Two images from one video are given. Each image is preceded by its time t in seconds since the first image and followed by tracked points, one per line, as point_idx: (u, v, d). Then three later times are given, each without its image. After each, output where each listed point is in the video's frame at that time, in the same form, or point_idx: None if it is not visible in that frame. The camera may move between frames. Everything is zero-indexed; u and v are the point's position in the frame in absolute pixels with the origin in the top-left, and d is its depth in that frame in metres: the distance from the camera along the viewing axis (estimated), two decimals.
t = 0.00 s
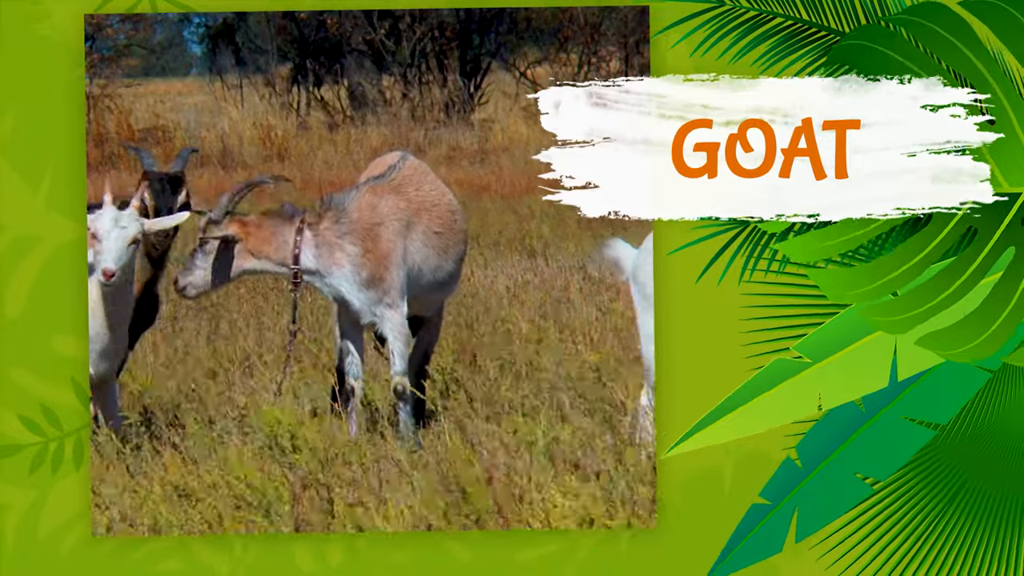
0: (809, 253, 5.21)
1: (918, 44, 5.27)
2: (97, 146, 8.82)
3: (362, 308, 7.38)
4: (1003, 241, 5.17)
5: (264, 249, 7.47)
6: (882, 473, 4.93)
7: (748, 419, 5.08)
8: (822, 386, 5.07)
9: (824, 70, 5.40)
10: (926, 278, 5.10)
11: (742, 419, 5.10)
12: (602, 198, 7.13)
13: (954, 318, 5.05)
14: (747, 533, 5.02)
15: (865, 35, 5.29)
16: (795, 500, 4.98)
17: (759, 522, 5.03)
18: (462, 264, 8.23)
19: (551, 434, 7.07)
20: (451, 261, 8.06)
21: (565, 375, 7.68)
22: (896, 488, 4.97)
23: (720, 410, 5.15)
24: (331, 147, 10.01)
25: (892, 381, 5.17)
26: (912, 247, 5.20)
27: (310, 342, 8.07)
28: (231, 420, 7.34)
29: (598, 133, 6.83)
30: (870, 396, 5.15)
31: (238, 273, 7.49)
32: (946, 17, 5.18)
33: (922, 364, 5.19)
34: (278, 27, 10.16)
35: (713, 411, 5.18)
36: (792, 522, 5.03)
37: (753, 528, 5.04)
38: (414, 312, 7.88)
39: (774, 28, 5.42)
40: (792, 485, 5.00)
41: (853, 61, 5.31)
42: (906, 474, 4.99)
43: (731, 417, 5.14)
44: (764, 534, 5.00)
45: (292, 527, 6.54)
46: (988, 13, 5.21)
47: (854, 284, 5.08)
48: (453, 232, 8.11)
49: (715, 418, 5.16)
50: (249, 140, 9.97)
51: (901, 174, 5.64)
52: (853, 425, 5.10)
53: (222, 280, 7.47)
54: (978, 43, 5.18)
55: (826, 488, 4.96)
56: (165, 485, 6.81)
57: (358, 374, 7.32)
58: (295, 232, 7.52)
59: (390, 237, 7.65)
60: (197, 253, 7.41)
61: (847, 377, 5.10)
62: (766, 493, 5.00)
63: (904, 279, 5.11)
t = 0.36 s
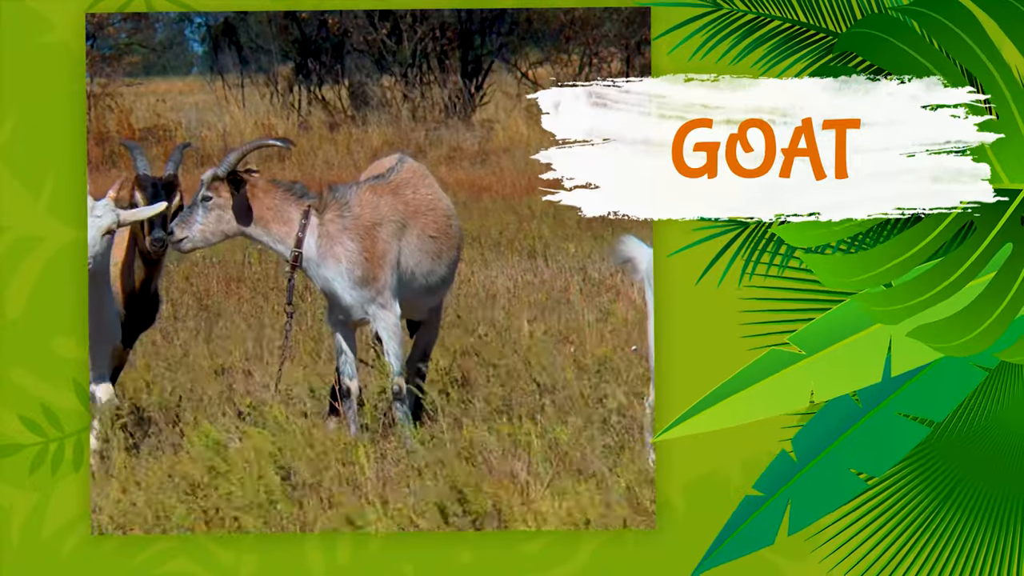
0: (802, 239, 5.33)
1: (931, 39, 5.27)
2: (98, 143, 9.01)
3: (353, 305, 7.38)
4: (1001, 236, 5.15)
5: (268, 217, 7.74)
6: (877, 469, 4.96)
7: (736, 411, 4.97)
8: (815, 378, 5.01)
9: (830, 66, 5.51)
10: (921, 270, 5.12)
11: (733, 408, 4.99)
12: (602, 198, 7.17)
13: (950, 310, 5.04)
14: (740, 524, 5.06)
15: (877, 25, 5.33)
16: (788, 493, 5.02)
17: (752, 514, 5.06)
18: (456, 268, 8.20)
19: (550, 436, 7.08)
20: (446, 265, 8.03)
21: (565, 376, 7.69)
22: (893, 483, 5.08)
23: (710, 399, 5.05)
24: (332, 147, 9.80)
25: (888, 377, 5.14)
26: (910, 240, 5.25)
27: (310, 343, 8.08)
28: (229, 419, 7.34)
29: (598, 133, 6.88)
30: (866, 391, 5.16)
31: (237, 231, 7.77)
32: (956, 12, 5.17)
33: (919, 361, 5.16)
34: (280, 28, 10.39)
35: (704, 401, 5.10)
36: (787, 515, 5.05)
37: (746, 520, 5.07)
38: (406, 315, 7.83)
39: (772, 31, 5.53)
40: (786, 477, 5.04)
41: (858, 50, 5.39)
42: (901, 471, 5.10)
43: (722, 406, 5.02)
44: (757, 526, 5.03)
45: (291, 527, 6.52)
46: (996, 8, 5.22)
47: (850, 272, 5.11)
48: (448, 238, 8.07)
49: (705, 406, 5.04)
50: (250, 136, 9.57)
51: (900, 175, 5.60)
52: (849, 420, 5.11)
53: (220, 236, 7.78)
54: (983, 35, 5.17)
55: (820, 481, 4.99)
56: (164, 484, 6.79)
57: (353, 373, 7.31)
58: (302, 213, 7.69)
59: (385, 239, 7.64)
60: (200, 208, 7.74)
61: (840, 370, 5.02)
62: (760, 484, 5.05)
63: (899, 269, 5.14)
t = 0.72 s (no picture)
0: (802, 240, 5.34)
1: (928, 37, 5.26)
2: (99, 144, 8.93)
3: (353, 306, 7.40)
4: (1001, 236, 5.14)
5: (268, 214, 7.81)
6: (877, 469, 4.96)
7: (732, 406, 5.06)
8: (812, 374, 5.04)
9: (827, 69, 5.46)
10: (920, 271, 5.08)
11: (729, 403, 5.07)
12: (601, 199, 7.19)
13: (951, 309, 5.01)
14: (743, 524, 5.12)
15: (875, 25, 5.30)
16: (789, 494, 5.05)
17: (754, 516, 5.12)
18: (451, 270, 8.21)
19: (550, 437, 7.07)
20: (442, 265, 8.06)
21: (565, 376, 7.67)
22: (893, 483, 5.06)
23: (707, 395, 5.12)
24: (333, 146, 9.99)
25: (888, 374, 5.14)
26: (909, 241, 5.23)
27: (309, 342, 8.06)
28: (228, 420, 7.33)
29: (599, 133, 6.81)
30: (866, 390, 5.16)
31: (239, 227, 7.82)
32: (955, 12, 5.18)
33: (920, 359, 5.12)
34: (280, 26, 10.28)
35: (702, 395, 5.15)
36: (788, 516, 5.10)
37: (748, 521, 5.13)
38: (401, 316, 7.84)
39: (768, 37, 5.46)
40: (786, 479, 5.08)
41: (858, 50, 5.36)
42: (901, 471, 5.08)
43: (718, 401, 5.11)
44: (759, 528, 5.09)
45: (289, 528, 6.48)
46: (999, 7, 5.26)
47: (848, 273, 5.11)
48: (444, 238, 8.10)
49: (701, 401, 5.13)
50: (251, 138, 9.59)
51: (900, 174, 5.66)
52: (850, 420, 5.12)
53: (223, 233, 7.83)
54: (983, 34, 5.17)
55: (821, 483, 5.02)
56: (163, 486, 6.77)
57: (351, 373, 7.36)
58: (302, 212, 7.76)
59: (383, 239, 7.66)
60: (201, 206, 7.79)
61: (838, 367, 5.04)
62: (761, 486, 5.09)
63: (899, 270, 5.11)
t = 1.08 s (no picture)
0: (810, 255, 5.28)
1: (924, 47, 5.35)
2: (98, 143, 8.91)
3: (351, 305, 7.41)
4: (1003, 240, 5.27)
5: (254, 223, 7.78)
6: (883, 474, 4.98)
7: (737, 411, 5.19)
8: (816, 378, 5.17)
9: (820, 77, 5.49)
10: (923, 281, 5.18)
11: (734, 408, 5.20)
12: (602, 198, 7.23)
13: (953, 318, 5.13)
14: (752, 535, 5.10)
15: (868, 38, 5.39)
16: (798, 502, 5.05)
17: (763, 524, 5.11)
18: (447, 270, 8.18)
19: (549, 436, 7.06)
20: (439, 263, 8.05)
21: (565, 376, 7.67)
22: (899, 488, 5.04)
23: (713, 401, 5.22)
24: (332, 146, 9.88)
25: (890, 378, 5.24)
26: (913, 248, 5.27)
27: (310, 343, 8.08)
28: (228, 417, 7.32)
29: (598, 133, 6.96)
30: (869, 395, 5.19)
31: (221, 240, 7.83)
32: (947, 18, 5.29)
33: (919, 362, 5.25)
34: (282, 26, 10.47)
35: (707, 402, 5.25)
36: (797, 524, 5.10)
37: (758, 529, 5.12)
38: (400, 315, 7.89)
39: (764, 43, 5.46)
40: (794, 487, 5.08)
41: (852, 62, 5.43)
42: (906, 475, 5.06)
43: (724, 409, 5.22)
44: (769, 537, 5.08)
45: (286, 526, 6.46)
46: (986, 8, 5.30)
47: (854, 284, 5.11)
48: (441, 237, 8.09)
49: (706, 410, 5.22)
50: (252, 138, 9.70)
51: (900, 175, 5.55)
52: (856, 424, 5.13)
53: (208, 245, 7.81)
54: (977, 40, 5.29)
55: (828, 490, 5.03)
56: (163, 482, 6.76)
57: (349, 373, 7.38)
58: (291, 217, 7.73)
59: (378, 238, 7.65)
60: (185, 219, 7.73)
61: (841, 372, 5.19)
62: (769, 496, 5.09)
63: (903, 280, 5.18)
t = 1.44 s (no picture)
0: (814, 275, 5.23)
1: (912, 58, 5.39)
2: (99, 142, 8.90)
3: (346, 305, 7.39)
4: (1007, 244, 5.29)
5: (247, 226, 7.76)
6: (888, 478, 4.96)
7: (748, 423, 5.19)
8: (825, 385, 5.14)
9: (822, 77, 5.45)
10: (929, 290, 5.20)
11: (745, 421, 5.19)
12: (602, 198, 7.23)
13: (959, 327, 5.19)
14: (760, 544, 5.12)
15: (858, 52, 5.42)
16: (804, 509, 5.04)
17: (771, 532, 5.12)
18: (447, 271, 8.12)
19: (547, 436, 7.06)
20: (437, 264, 7.99)
21: (563, 377, 7.68)
22: (903, 492, 5.03)
23: (722, 412, 5.25)
24: (333, 146, 9.74)
25: (895, 382, 5.24)
26: (919, 255, 5.27)
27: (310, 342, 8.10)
28: (228, 416, 7.32)
29: (598, 133, 6.91)
30: (874, 399, 5.21)
31: (214, 242, 7.78)
32: (939, 29, 5.32)
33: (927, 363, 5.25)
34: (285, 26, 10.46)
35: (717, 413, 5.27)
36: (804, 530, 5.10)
37: (766, 537, 5.13)
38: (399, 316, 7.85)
39: (763, 47, 5.45)
40: (800, 493, 5.07)
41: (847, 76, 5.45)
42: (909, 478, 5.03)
43: (732, 422, 5.23)
44: (776, 544, 5.09)
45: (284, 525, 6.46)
46: (975, 15, 5.33)
47: (860, 300, 5.14)
48: (438, 238, 8.03)
49: (716, 422, 5.24)
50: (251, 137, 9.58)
51: (900, 175, 5.54)
52: (860, 429, 5.15)
53: (198, 246, 7.76)
54: (969, 48, 5.32)
55: (834, 497, 5.02)
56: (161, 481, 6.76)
57: (347, 373, 7.38)
58: (284, 217, 7.72)
59: (373, 238, 7.63)
60: (176, 220, 7.67)
61: (847, 379, 5.16)
62: (775, 504, 5.07)
63: (910, 292, 5.19)
